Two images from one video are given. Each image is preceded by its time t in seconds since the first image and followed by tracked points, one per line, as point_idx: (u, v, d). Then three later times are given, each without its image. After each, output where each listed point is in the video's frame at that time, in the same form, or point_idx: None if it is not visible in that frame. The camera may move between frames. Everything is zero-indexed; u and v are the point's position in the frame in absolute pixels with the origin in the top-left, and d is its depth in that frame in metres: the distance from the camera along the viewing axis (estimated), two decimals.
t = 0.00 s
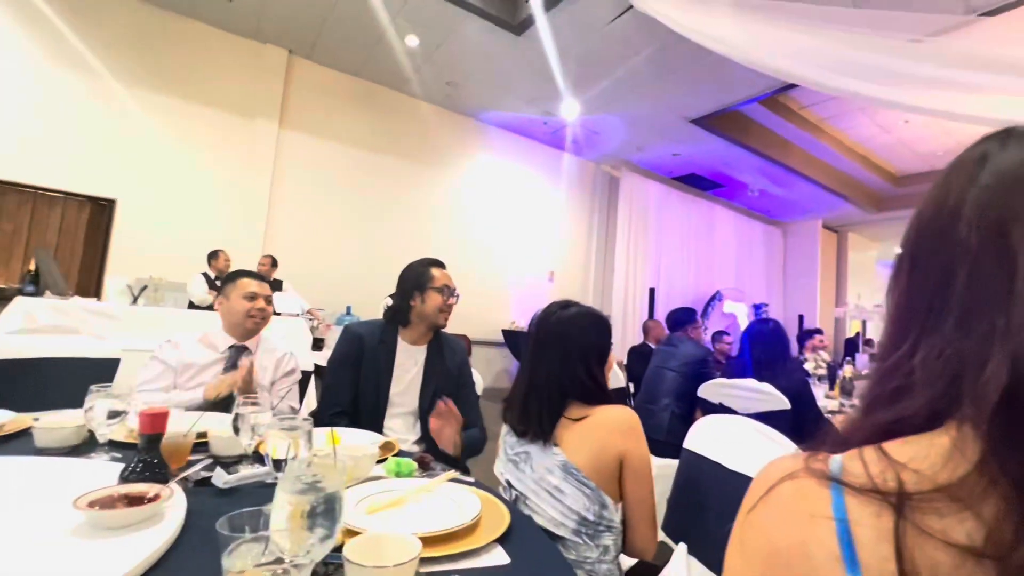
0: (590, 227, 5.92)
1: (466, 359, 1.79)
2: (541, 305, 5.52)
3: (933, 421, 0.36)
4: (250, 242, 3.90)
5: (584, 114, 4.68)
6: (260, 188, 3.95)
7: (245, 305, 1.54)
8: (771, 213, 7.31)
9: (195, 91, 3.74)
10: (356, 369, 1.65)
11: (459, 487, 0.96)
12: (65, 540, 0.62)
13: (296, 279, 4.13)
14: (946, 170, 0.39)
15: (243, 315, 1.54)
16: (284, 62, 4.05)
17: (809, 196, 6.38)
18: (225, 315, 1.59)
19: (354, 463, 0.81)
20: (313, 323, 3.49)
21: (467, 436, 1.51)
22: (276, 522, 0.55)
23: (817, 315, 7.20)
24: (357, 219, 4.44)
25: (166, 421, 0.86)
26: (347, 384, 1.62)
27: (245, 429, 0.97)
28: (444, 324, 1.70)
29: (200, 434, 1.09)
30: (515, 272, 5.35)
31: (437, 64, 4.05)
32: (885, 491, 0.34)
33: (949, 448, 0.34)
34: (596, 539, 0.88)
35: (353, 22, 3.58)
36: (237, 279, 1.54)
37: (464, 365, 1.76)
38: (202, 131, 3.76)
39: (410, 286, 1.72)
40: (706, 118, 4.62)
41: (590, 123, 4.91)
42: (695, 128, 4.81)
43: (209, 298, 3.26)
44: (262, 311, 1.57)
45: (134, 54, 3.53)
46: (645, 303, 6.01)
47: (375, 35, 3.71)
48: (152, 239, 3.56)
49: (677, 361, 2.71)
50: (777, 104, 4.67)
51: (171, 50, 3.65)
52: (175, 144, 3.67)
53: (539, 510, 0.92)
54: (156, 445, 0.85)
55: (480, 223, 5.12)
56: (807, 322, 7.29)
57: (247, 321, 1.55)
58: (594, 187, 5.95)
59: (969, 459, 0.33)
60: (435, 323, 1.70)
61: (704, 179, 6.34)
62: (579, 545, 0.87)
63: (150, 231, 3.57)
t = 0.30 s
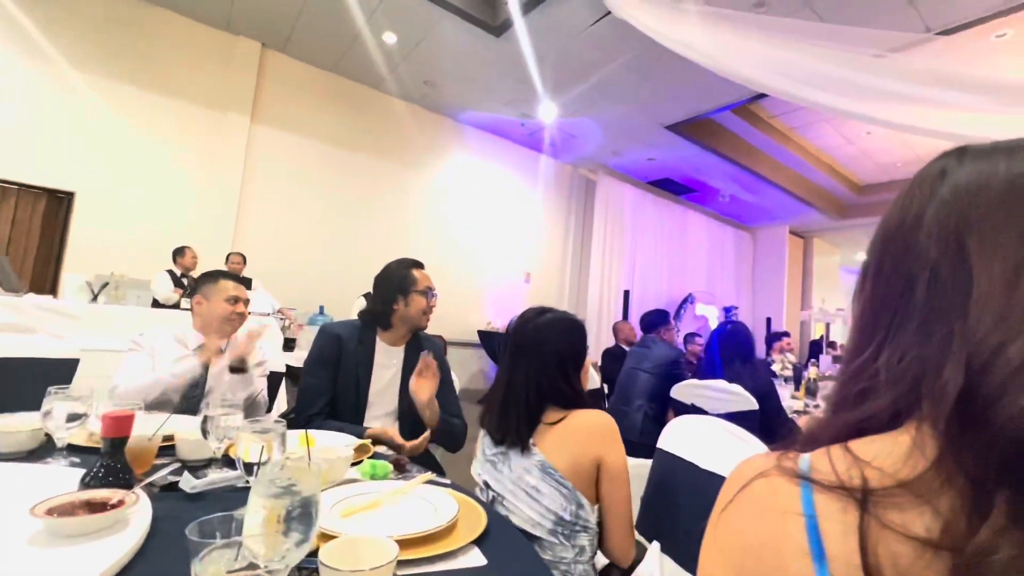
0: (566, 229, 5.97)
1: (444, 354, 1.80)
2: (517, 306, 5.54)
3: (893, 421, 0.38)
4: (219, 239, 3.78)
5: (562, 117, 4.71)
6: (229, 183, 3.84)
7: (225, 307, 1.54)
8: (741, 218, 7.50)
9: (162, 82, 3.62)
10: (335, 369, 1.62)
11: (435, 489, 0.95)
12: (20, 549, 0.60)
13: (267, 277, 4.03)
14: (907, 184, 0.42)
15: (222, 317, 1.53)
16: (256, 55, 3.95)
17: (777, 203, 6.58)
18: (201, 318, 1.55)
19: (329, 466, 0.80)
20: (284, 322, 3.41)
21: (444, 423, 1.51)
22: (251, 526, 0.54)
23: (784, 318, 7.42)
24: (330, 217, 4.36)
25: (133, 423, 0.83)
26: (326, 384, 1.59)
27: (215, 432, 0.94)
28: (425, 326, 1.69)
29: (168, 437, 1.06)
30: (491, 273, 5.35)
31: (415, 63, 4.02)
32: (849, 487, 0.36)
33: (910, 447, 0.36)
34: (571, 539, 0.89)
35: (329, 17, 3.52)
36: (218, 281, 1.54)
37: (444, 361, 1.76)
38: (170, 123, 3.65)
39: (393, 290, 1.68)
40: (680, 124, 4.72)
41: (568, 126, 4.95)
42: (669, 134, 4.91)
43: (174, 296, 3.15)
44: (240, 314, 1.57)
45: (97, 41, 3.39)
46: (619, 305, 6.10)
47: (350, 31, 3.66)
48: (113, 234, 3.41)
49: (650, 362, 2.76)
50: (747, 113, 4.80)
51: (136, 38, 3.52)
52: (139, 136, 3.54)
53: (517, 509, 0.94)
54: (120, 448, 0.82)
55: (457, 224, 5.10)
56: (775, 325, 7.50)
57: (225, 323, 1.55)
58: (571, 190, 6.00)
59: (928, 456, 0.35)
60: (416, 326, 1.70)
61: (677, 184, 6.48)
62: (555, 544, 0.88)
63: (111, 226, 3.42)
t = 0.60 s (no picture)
0: (523, 236, 6.01)
1: (393, 366, 1.77)
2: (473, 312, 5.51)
3: (792, 445, 0.41)
4: (155, 237, 3.56)
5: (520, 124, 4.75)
6: (169, 179, 3.62)
7: (155, 316, 1.45)
8: (691, 229, 7.79)
9: (95, 69, 3.37)
10: (277, 380, 1.56)
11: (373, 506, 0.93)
12: None
13: (209, 279, 3.82)
14: (811, 221, 0.44)
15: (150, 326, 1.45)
16: (201, 45, 3.75)
17: (723, 216, 6.89)
18: (127, 327, 1.46)
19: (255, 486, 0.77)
20: (226, 327, 3.25)
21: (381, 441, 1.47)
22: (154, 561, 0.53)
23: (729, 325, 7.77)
24: (279, 217, 4.19)
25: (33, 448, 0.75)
26: (265, 395, 1.52)
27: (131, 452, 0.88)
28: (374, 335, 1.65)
29: (77, 456, 0.98)
30: (447, 278, 5.30)
31: (372, 63, 3.95)
32: (748, 511, 0.38)
33: (802, 473, 0.38)
34: (508, 553, 0.89)
35: (283, 12, 3.40)
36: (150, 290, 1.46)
37: (391, 373, 1.73)
38: (103, 113, 3.40)
39: (339, 299, 1.64)
40: (633, 137, 4.87)
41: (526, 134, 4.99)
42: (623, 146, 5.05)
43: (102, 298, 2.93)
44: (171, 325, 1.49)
45: (19, 20, 3.12)
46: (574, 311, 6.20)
47: (305, 26, 3.54)
48: (33, 230, 3.14)
49: (600, 370, 2.82)
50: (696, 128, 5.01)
51: (65, 19, 3.26)
52: (66, 125, 3.28)
53: (454, 525, 0.92)
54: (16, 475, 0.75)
55: (413, 228, 5.03)
56: (720, 332, 7.84)
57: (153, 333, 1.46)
58: (528, 197, 6.05)
59: (817, 482, 0.37)
60: (365, 336, 1.66)
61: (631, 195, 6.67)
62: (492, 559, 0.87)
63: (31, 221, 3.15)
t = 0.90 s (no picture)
0: (481, 234, 5.98)
1: (338, 365, 1.70)
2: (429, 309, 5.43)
3: (701, 453, 0.42)
4: (82, 223, 3.30)
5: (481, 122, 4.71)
6: (99, 161, 3.36)
7: (72, 310, 1.33)
8: (646, 232, 8.00)
9: (12, 36, 3.07)
10: (209, 381, 1.49)
11: (305, 512, 0.91)
12: None
13: (143, 269, 3.57)
14: (730, 235, 0.46)
15: (67, 322, 1.33)
16: (140, 18, 3.50)
17: (676, 220, 7.12)
18: (39, 321, 1.34)
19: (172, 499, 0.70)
20: (161, 321, 3.05)
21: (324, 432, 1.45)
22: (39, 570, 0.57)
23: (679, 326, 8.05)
24: (223, 206, 3.98)
25: None
26: (195, 397, 1.46)
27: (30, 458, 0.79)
28: (316, 332, 1.59)
29: None
30: (402, 275, 5.20)
31: (329, 50, 3.81)
32: (657, 519, 0.39)
33: (707, 481, 0.39)
34: (445, 559, 0.90)
35: None
36: (63, 281, 1.33)
37: (336, 372, 1.66)
38: (23, 85, 3.11)
39: (277, 294, 1.57)
40: (592, 140, 4.94)
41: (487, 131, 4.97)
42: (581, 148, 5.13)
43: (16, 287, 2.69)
44: (92, 318, 1.37)
45: None
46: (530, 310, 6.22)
47: (257, 6, 3.36)
48: None
49: (551, 369, 2.84)
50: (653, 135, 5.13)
51: None
52: None
53: (390, 532, 0.91)
54: None
55: (368, 222, 4.90)
56: (671, 332, 8.11)
57: (70, 329, 1.35)
58: (488, 195, 6.03)
59: (718, 489, 0.39)
60: (306, 333, 1.59)
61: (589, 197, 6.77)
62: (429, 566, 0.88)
63: None
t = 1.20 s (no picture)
0: (431, 228, 5.88)
1: (265, 358, 1.61)
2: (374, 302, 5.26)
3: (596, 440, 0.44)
4: None
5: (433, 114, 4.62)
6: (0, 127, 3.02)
7: None
8: (595, 234, 8.13)
9: None
10: (116, 371, 1.39)
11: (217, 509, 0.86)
12: None
13: (51, 250, 3.25)
14: (640, 227, 0.47)
15: None
16: None
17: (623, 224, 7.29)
18: None
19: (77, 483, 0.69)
20: (69, 306, 2.78)
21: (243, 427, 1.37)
22: None
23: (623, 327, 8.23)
24: (148, 186, 3.68)
25: None
26: (98, 389, 1.35)
27: None
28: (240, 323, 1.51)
29: None
30: (346, 267, 5.01)
31: (273, 27, 3.61)
32: (550, 504, 0.40)
33: (599, 467, 0.41)
34: (366, 558, 0.95)
35: None
36: None
37: (262, 366, 1.58)
38: None
39: (197, 279, 1.48)
40: (544, 140, 4.98)
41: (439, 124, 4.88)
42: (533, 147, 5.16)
43: None
44: None
45: None
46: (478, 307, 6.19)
47: None
48: None
49: (493, 365, 2.85)
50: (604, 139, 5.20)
51: None
52: None
53: (308, 533, 0.95)
54: None
55: (311, 210, 4.69)
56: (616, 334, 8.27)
57: None
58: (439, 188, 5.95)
59: (608, 475, 0.41)
60: (225, 321, 1.50)
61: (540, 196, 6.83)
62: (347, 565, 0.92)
63: None
